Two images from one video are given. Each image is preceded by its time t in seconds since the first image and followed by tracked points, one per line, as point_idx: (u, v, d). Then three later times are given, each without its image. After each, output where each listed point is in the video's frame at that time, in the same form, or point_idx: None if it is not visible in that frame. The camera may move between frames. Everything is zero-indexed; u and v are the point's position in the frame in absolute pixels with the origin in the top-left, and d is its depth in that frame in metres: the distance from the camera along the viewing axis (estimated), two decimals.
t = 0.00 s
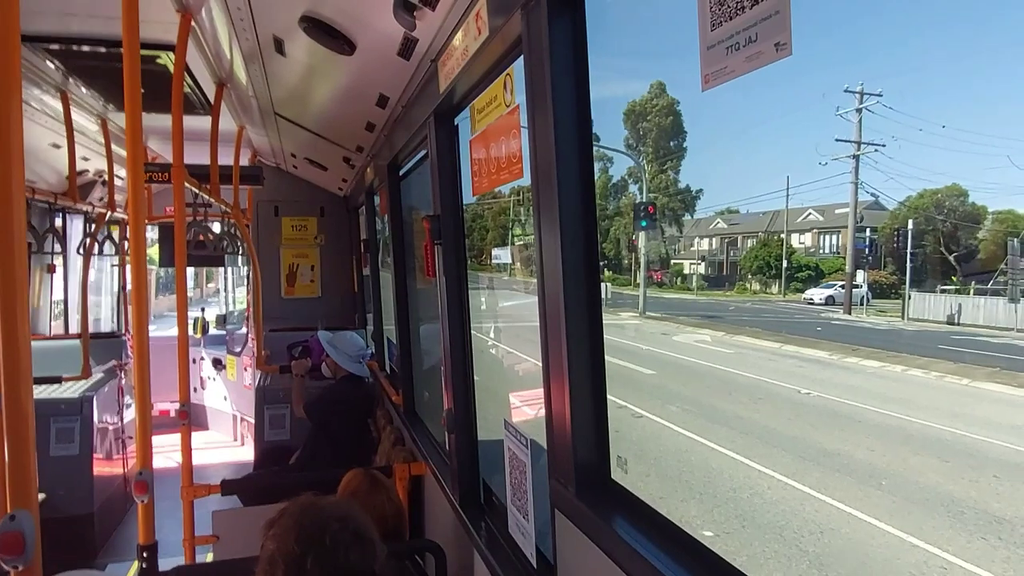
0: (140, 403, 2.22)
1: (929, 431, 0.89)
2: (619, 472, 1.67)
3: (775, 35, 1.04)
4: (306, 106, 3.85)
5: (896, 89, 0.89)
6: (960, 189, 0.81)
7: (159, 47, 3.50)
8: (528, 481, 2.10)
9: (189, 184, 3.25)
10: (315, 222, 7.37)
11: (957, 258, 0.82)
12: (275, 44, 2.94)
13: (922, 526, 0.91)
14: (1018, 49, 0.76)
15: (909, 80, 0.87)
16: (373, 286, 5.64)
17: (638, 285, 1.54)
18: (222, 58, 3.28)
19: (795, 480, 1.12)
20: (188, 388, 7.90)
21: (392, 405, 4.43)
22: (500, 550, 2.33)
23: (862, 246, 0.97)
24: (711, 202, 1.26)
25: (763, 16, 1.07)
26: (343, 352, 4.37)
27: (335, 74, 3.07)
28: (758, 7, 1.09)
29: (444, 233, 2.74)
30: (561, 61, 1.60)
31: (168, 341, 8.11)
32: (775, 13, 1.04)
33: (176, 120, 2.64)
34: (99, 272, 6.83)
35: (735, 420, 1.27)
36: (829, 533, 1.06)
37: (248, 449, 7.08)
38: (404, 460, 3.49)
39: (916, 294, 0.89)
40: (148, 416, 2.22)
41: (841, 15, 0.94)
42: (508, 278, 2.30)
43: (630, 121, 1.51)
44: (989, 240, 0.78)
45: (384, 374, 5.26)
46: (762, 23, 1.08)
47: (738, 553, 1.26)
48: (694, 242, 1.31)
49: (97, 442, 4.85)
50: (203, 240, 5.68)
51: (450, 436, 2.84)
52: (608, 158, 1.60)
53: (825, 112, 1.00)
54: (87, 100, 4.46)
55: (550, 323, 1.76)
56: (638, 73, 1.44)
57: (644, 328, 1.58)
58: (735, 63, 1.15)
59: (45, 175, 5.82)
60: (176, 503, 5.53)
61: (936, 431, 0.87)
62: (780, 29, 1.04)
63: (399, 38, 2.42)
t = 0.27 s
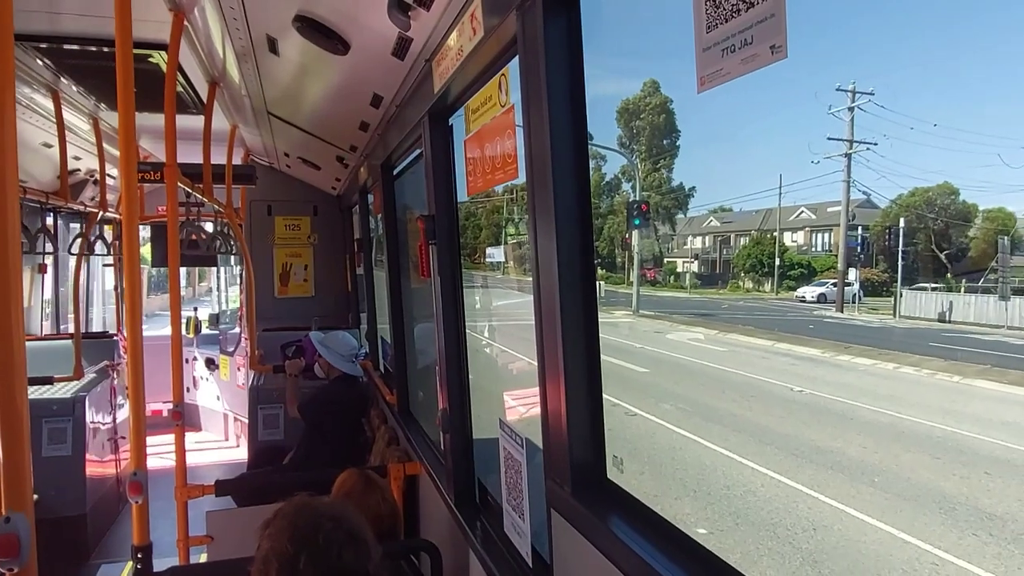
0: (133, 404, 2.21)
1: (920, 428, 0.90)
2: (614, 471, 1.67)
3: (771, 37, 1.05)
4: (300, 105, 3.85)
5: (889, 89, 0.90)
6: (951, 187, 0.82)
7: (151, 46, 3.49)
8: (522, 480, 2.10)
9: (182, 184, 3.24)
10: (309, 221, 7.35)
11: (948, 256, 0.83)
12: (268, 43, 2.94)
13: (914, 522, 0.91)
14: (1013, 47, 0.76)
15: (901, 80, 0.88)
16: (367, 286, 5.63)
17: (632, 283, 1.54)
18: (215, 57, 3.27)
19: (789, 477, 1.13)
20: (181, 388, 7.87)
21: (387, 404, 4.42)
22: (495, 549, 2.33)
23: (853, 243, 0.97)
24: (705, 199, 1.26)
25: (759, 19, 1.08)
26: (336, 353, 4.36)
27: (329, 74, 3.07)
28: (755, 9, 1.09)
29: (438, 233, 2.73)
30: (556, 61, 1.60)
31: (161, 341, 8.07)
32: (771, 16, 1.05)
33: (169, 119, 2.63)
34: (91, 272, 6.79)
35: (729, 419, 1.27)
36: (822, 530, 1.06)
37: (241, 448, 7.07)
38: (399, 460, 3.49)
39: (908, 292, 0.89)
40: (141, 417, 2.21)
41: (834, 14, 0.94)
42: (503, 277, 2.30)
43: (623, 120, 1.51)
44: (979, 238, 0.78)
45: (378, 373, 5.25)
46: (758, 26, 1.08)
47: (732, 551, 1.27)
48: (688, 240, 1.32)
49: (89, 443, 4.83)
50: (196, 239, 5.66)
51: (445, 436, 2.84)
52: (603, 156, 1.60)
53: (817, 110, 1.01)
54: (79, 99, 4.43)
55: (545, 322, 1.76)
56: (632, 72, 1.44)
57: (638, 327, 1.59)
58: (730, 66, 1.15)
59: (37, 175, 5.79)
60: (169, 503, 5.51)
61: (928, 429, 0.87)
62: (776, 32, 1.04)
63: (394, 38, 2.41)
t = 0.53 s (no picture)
0: (117, 406, 2.19)
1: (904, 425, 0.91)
2: (599, 472, 1.68)
3: (751, 43, 1.06)
4: (285, 105, 3.83)
5: (873, 87, 0.90)
6: (934, 187, 0.83)
7: (134, 45, 3.45)
8: (509, 481, 2.11)
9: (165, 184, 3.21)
10: (295, 221, 7.32)
11: (931, 254, 0.83)
12: (253, 43, 2.92)
13: (899, 519, 0.92)
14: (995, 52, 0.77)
15: (886, 81, 0.89)
16: (354, 286, 5.61)
17: (618, 282, 1.54)
18: (199, 56, 3.25)
19: (775, 475, 1.14)
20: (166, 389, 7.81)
21: (374, 405, 4.41)
22: (481, 550, 2.33)
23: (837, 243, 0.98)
24: (691, 199, 1.27)
25: (738, 25, 1.09)
26: (323, 353, 4.34)
27: (314, 74, 3.05)
28: (735, 13, 1.09)
29: (424, 233, 2.73)
30: (541, 62, 1.61)
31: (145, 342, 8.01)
32: (750, 20, 1.06)
33: (152, 118, 2.61)
34: (74, 273, 6.72)
35: (717, 417, 1.28)
36: (808, 528, 1.07)
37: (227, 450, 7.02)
38: (386, 460, 3.48)
39: (891, 289, 0.89)
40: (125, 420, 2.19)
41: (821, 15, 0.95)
42: (489, 278, 2.30)
43: (611, 119, 1.51)
44: (962, 237, 0.78)
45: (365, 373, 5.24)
46: (737, 31, 1.09)
47: (717, 552, 1.27)
48: (675, 239, 1.32)
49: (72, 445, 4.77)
50: (181, 240, 5.62)
51: (431, 436, 2.84)
52: (589, 155, 1.61)
53: (802, 110, 1.01)
54: (61, 99, 4.38)
55: (530, 323, 1.76)
56: (618, 72, 1.44)
57: (625, 326, 1.60)
58: (711, 69, 1.16)
59: (18, 175, 5.72)
60: (154, 506, 5.47)
61: (913, 426, 0.89)
62: (754, 38, 1.05)
63: (379, 38, 2.41)
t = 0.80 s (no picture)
0: (98, 407, 2.17)
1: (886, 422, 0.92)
2: (582, 471, 1.68)
3: (729, 48, 1.09)
4: (268, 103, 3.80)
5: (856, 87, 0.91)
6: (915, 186, 0.83)
7: (116, 42, 3.42)
8: (493, 480, 2.11)
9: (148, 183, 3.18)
10: (279, 220, 7.27)
11: (912, 253, 0.83)
12: (236, 41, 2.89)
13: (880, 514, 0.93)
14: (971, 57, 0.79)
15: (867, 81, 0.89)
16: (339, 285, 5.58)
17: (604, 280, 1.55)
18: (182, 54, 3.22)
19: (757, 471, 1.15)
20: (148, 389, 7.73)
21: (359, 405, 4.40)
22: (466, 549, 2.33)
23: (819, 241, 0.98)
24: (676, 197, 1.26)
25: (717, 30, 1.11)
26: (309, 352, 4.31)
27: (297, 72, 3.03)
28: (715, 19, 1.12)
29: (409, 233, 2.72)
30: (525, 62, 1.61)
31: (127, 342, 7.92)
32: (729, 26, 1.08)
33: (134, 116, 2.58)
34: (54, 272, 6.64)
35: (701, 415, 1.29)
36: (792, 523, 1.08)
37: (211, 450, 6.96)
38: (371, 460, 3.47)
39: (873, 287, 0.89)
40: (107, 421, 2.17)
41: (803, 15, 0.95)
42: (475, 277, 2.30)
43: (595, 117, 1.51)
44: (943, 235, 0.79)
45: (350, 373, 5.21)
46: (717, 35, 1.12)
47: (701, 549, 1.28)
48: (659, 238, 1.33)
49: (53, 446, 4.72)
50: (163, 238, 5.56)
51: (416, 436, 2.83)
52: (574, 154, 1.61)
53: (785, 111, 1.02)
54: (41, 96, 4.33)
55: (514, 322, 1.77)
56: (603, 73, 1.44)
57: (610, 324, 1.60)
58: (691, 74, 1.18)
59: None
60: (137, 507, 5.41)
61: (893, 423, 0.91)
62: (733, 43, 1.08)
63: (364, 37, 2.40)
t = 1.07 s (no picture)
0: (79, 406, 2.15)
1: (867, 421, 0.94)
2: (567, 470, 1.68)
3: (715, 49, 1.10)
4: (253, 100, 3.78)
5: (840, 88, 0.92)
6: (897, 187, 0.84)
7: (98, 37, 3.38)
8: (479, 479, 2.11)
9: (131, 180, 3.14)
10: (263, 218, 7.23)
11: (893, 253, 0.84)
12: (220, 38, 2.87)
13: (861, 512, 0.95)
14: (950, 61, 0.81)
15: (850, 82, 0.90)
16: (323, 284, 5.55)
17: (590, 279, 1.56)
18: (165, 50, 3.19)
19: (740, 470, 1.16)
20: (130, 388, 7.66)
21: (343, 404, 4.38)
22: (452, 548, 2.33)
23: (803, 241, 0.98)
24: (663, 198, 1.26)
25: (704, 31, 1.13)
26: (293, 350, 4.28)
27: (282, 70, 3.02)
28: (701, 20, 1.13)
29: (395, 231, 2.71)
30: (511, 61, 1.61)
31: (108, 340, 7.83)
32: (716, 27, 1.09)
33: (116, 113, 2.55)
34: (33, 269, 6.55)
35: (685, 414, 1.30)
36: (775, 521, 1.10)
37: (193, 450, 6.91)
38: (355, 460, 3.46)
39: (855, 287, 0.91)
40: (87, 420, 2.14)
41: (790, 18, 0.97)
42: (461, 276, 2.30)
43: (582, 117, 1.51)
44: (922, 236, 0.80)
45: (334, 372, 5.19)
46: (703, 36, 1.13)
47: (686, 547, 1.28)
48: (644, 238, 1.33)
49: (33, 445, 4.66)
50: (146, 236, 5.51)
51: (402, 435, 2.83)
52: (560, 154, 1.61)
53: (768, 112, 1.03)
54: (21, 91, 4.27)
55: (499, 322, 1.77)
56: (589, 72, 1.45)
57: (596, 323, 1.59)
58: (678, 75, 1.19)
59: None
60: (117, 507, 5.35)
61: (873, 421, 0.92)
62: (719, 44, 1.09)
63: (349, 35, 2.39)
